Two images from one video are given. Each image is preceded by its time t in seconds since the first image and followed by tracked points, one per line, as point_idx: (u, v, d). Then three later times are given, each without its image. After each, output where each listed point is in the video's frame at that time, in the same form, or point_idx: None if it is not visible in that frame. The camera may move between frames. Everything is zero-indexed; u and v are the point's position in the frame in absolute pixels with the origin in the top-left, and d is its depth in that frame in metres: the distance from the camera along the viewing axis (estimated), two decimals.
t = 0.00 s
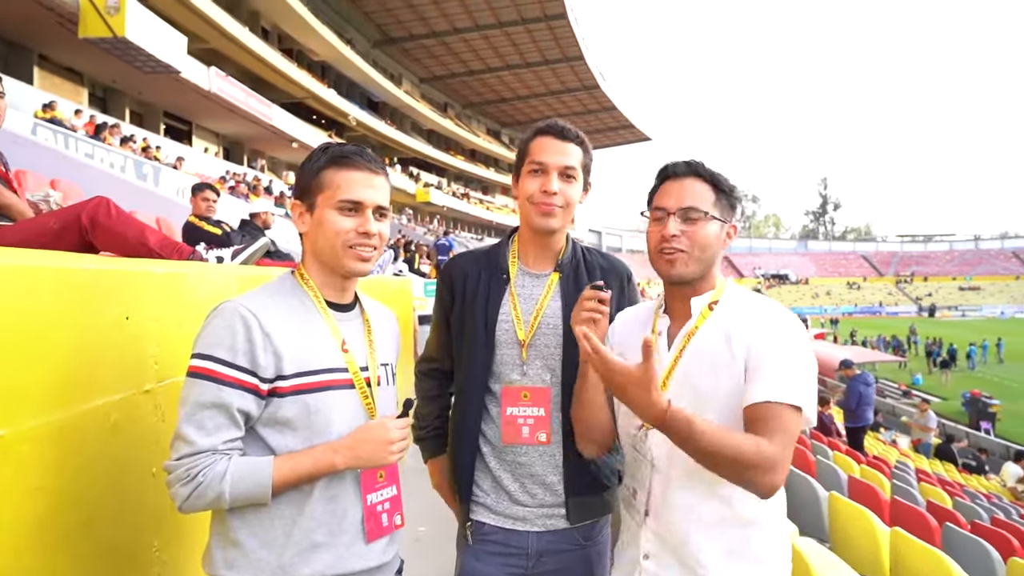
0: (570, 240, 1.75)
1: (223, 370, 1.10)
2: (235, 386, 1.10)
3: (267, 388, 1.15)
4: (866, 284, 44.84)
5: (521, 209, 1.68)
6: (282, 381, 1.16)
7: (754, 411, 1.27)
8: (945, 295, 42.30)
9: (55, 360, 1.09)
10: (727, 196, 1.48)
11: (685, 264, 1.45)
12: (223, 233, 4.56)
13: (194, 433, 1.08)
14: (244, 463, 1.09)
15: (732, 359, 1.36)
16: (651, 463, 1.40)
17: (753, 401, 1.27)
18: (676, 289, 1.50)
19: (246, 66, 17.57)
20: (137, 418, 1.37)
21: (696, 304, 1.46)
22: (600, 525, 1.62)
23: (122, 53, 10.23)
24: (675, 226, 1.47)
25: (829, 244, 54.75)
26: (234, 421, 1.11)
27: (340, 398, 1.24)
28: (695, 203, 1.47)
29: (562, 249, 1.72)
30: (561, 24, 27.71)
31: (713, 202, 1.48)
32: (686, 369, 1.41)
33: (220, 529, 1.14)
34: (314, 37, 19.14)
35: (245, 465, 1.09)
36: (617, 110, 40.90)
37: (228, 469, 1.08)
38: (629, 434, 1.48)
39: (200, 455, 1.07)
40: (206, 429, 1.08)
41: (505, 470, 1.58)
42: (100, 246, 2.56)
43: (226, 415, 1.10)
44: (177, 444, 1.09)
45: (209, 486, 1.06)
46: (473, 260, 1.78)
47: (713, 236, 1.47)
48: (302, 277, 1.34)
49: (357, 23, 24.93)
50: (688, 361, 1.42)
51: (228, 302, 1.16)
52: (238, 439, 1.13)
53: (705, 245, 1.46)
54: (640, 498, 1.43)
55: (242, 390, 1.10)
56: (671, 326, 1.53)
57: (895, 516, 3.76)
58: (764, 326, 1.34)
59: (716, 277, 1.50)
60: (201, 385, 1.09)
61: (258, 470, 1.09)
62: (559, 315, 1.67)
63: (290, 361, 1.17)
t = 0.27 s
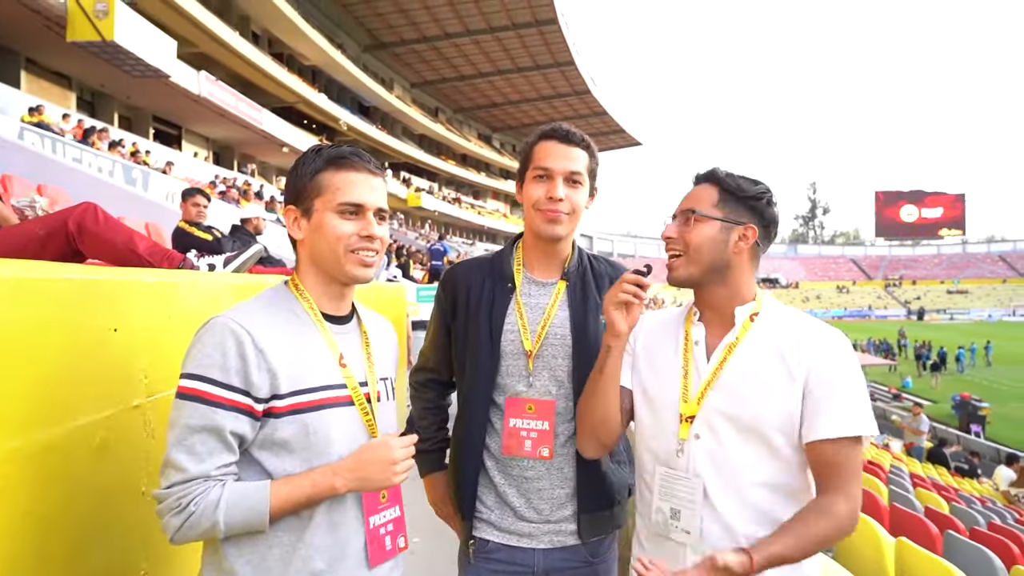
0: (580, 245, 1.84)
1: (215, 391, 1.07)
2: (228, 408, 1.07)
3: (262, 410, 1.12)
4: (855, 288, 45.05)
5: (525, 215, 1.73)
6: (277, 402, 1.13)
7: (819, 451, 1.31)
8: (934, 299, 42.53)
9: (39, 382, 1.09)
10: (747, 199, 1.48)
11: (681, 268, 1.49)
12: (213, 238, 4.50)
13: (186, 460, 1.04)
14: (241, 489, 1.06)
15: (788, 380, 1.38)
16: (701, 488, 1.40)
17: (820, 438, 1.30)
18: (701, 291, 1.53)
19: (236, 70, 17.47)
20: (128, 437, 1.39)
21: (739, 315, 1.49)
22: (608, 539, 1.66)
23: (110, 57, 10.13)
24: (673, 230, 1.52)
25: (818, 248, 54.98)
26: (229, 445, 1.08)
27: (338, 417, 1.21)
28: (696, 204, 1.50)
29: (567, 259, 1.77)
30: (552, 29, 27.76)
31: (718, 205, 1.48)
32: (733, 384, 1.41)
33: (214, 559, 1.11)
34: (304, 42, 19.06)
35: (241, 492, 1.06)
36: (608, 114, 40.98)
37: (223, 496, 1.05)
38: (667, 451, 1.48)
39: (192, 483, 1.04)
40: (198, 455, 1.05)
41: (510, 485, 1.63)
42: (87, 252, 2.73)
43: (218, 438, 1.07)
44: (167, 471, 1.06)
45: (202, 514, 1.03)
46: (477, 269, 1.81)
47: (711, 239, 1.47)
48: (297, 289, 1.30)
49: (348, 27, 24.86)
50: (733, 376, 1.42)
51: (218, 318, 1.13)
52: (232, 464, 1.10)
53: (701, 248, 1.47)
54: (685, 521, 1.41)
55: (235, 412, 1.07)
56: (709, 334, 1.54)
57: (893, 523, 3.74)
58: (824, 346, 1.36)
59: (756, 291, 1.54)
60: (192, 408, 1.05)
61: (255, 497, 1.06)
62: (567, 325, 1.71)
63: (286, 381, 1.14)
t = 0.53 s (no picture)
0: (591, 250, 1.86)
1: (209, 406, 1.04)
2: (223, 423, 1.04)
3: (260, 423, 1.09)
4: (846, 287, 45.19)
5: (539, 216, 1.77)
6: (276, 414, 1.10)
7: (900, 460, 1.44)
8: (924, 298, 42.67)
9: (35, 399, 1.10)
10: (806, 203, 1.59)
11: (742, 269, 1.61)
12: (206, 241, 4.44)
13: (181, 480, 1.02)
14: (244, 509, 1.04)
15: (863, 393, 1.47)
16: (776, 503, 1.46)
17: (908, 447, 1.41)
18: (761, 295, 1.63)
19: (227, 72, 17.37)
20: (118, 448, 1.39)
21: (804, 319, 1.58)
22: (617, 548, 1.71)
23: (99, 58, 10.03)
24: (731, 232, 1.63)
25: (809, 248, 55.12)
26: (225, 462, 1.05)
27: (339, 428, 1.18)
28: (755, 207, 1.60)
29: (578, 263, 1.80)
30: (544, 30, 27.74)
31: (778, 206, 1.59)
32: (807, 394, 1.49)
33: None
34: (295, 43, 18.94)
35: (242, 510, 1.04)
36: (600, 115, 40.96)
37: (222, 516, 1.03)
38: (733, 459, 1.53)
39: (188, 503, 1.02)
40: (193, 473, 1.03)
41: (517, 493, 1.65)
42: (77, 256, 2.69)
43: (215, 455, 1.04)
44: (162, 491, 1.04)
45: (202, 536, 1.01)
46: (484, 272, 1.82)
47: (771, 239, 1.56)
48: (292, 294, 1.25)
49: (339, 28, 24.75)
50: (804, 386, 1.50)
51: (210, 327, 1.09)
52: (230, 480, 1.07)
53: (763, 250, 1.57)
54: (755, 533, 1.47)
55: (231, 426, 1.05)
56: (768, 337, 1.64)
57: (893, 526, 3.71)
58: (903, 354, 1.46)
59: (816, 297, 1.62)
60: (186, 425, 1.02)
61: (257, 515, 1.04)
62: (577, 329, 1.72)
63: (285, 394, 1.10)
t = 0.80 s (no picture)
0: (597, 251, 1.86)
1: (201, 418, 1.01)
2: (215, 435, 1.01)
3: (255, 434, 1.06)
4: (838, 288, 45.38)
5: (544, 216, 1.77)
6: (271, 425, 1.07)
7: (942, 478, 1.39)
8: (916, 298, 42.87)
9: (19, 408, 1.07)
10: (847, 208, 1.58)
11: (778, 275, 1.60)
12: (200, 244, 4.41)
13: (174, 496, 0.99)
14: (238, 525, 1.02)
15: (890, 407, 1.45)
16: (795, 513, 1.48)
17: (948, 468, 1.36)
18: (799, 306, 1.63)
19: (219, 72, 17.28)
20: (109, 457, 1.37)
21: (840, 327, 1.56)
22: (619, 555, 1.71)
23: (91, 59, 9.95)
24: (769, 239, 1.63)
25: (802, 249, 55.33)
26: (217, 476, 1.02)
27: (336, 438, 1.16)
28: (792, 213, 1.60)
29: (583, 266, 1.80)
30: (537, 31, 27.71)
31: (819, 213, 1.58)
32: (833, 400, 1.50)
33: None
34: (288, 43, 18.86)
35: (238, 526, 1.02)
36: (593, 116, 40.99)
37: (217, 533, 1.00)
38: (757, 461, 1.57)
39: (181, 520, 0.99)
40: (187, 489, 1.00)
41: (519, 500, 1.66)
42: (68, 259, 2.66)
43: (209, 469, 1.01)
44: (154, 507, 1.01)
45: (197, 554, 0.98)
46: (489, 273, 1.82)
47: (809, 245, 1.56)
48: (284, 298, 1.23)
49: (332, 29, 24.69)
50: (831, 395, 1.50)
51: (204, 334, 1.06)
52: (224, 495, 1.04)
53: (802, 257, 1.56)
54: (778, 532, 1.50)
55: (226, 438, 1.02)
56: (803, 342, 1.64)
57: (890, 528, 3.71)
58: (940, 363, 1.43)
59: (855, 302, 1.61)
60: (178, 438, 1.00)
61: (255, 531, 1.02)
62: (582, 334, 1.73)
63: (278, 403, 1.08)
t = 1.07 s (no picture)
0: (603, 255, 1.87)
1: (202, 425, 0.99)
2: (217, 442, 1.00)
3: (256, 440, 1.04)
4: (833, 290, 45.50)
5: (551, 216, 1.77)
6: (273, 431, 1.06)
7: (939, 468, 1.38)
8: (910, 299, 43.01)
9: (12, 413, 1.05)
10: (834, 207, 1.60)
11: (770, 279, 1.61)
12: (195, 245, 4.39)
13: (173, 506, 0.97)
14: (240, 533, 1.00)
15: (890, 402, 1.44)
16: (799, 515, 1.47)
17: (947, 458, 1.35)
18: (790, 307, 1.63)
19: (214, 73, 17.22)
20: (103, 461, 1.35)
21: (832, 325, 1.56)
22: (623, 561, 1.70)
23: (86, 60, 9.90)
24: (759, 240, 1.64)
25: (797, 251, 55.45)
26: (218, 484, 1.00)
27: (338, 443, 1.14)
28: (781, 214, 1.62)
29: (589, 268, 1.80)
30: (533, 33, 27.71)
31: (807, 212, 1.59)
32: (832, 398, 1.49)
33: None
34: (284, 45, 18.82)
35: (239, 536, 1.00)
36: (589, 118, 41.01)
37: (219, 544, 0.98)
38: (760, 464, 1.56)
39: (182, 530, 0.97)
40: (187, 499, 0.98)
41: (523, 505, 1.65)
42: (60, 261, 2.64)
43: (210, 477, 0.99)
44: (152, 517, 0.99)
45: (199, 565, 0.96)
46: (493, 275, 1.82)
47: (800, 246, 1.57)
48: (282, 298, 1.21)
49: (328, 30, 24.66)
50: (830, 393, 1.50)
51: (202, 336, 1.04)
52: (225, 504, 1.02)
53: (793, 258, 1.57)
54: (783, 537, 1.48)
55: (228, 445, 1.00)
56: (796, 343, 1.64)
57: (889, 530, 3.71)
58: (935, 355, 1.42)
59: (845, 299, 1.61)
60: (179, 446, 0.98)
61: (258, 540, 1.01)
62: (588, 337, 1.72)
63: (280, 410, 1.06)
